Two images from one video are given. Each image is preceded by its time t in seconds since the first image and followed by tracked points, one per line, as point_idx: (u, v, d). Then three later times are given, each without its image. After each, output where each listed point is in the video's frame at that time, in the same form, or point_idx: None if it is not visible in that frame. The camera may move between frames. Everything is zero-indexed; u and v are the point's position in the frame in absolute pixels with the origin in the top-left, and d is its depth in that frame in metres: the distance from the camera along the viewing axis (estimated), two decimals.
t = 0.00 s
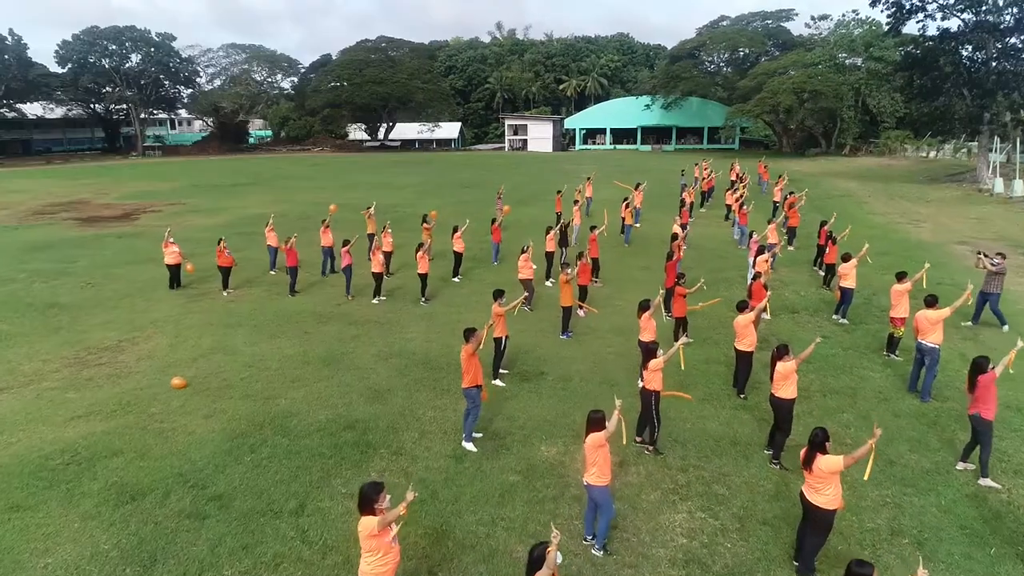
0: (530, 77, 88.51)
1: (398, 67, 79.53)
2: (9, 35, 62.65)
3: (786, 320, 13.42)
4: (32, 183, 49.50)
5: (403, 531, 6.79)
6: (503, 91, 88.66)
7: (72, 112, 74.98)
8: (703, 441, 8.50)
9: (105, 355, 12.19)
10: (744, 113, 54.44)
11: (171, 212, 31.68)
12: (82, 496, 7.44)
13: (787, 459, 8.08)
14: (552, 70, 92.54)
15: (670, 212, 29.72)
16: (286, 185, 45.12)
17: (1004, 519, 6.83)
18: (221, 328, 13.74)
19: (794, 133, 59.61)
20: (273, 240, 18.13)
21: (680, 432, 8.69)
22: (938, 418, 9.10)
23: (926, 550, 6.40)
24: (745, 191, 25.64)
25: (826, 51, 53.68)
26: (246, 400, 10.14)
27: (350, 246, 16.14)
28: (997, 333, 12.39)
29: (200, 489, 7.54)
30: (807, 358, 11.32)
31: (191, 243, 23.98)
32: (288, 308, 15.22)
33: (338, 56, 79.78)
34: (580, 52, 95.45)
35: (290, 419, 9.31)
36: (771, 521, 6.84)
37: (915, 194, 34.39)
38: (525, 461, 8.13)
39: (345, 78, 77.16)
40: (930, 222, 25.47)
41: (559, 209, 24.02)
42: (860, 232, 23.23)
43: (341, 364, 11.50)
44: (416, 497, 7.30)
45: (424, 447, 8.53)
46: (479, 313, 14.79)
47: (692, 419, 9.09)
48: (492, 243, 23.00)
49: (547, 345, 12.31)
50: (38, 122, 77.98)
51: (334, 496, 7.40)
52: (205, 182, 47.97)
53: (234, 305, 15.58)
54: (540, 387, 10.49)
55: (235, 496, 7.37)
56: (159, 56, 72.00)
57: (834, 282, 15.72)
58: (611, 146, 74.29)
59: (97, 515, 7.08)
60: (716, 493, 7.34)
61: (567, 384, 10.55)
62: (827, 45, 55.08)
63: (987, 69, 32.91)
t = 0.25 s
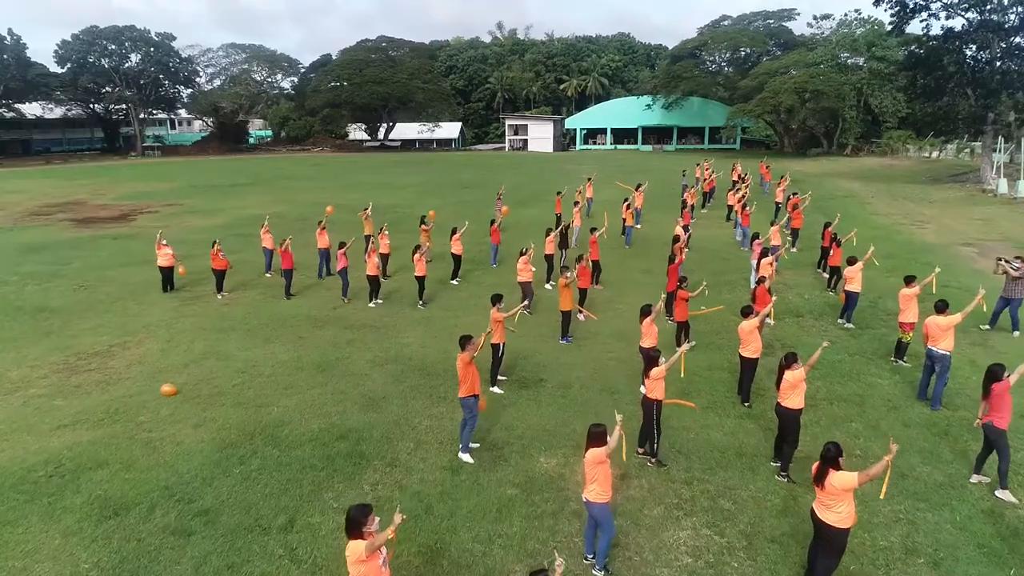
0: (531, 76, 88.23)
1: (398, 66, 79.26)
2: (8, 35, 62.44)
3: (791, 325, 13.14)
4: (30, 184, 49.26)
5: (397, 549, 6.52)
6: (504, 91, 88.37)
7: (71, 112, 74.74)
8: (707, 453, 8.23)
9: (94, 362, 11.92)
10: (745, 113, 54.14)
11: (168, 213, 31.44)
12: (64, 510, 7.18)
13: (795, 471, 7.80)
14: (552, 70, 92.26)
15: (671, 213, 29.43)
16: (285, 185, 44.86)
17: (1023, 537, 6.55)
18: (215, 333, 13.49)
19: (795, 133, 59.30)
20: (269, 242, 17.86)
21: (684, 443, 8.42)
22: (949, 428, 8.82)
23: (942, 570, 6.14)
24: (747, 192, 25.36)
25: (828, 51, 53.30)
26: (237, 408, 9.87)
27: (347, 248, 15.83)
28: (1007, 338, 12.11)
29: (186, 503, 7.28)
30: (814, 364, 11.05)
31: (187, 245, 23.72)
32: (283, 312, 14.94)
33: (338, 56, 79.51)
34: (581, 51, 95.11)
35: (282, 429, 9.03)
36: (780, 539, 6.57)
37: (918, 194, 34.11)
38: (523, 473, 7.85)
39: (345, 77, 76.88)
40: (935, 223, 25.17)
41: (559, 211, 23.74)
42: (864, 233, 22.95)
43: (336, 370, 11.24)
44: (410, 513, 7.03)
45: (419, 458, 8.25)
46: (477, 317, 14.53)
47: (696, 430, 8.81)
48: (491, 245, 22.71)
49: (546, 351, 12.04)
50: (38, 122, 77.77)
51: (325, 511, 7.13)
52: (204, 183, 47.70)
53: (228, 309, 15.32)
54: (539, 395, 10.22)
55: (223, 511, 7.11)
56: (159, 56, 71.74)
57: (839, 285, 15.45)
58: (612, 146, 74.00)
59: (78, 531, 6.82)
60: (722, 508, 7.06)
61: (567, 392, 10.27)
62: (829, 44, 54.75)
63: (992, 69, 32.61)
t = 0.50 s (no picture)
0: (531, 76, 87.97)
1: (398, 66, 79.02)
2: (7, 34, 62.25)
3: (796, 329, 12.88)
4: (29, 184, 49.06)
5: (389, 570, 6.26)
6: (504, 91, 88.13)
7: (71, 112, 74.52)
8: (713, 465, 7.97)
9: (85, 367, 11.67)
10: (747, 113, 53.85)
11: (166, 213, 31.17)
12: (45, 526, 6.92)
13: (803, 485, 7.55)
14: (553, 70, 91.97)
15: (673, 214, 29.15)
16: (284, 185, 44.62)
17: None
18: (208, 338, 13.23)
19: (796, 132, 59.01)
20: (265, 244, 17.58)
21: (688, 455, 8.16)
22: (962, 439, 8.55)
23: None
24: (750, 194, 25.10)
25: (830, 50, 52.96)
26: (229, 416, 9.61)
27: (343, 251, 15.54)
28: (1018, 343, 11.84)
29: (172, 518, 7.03)
30: (821, 371, 10.79)
31: (183, 246, 23.46)
32: (278, 316, 14.68)
33: (337, 56, 79.26)
34: (581, 51, 94.84)
35: (273, 439, 8.77)
36: (789, 558, 6.30)
37: (921, 195, 33.82)
38: (523, 487, 7.59)
39: (345, 77, 76.64)
40: (939, 224, 24.88)
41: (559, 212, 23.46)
42: (868, 235, 22.67)
43: (331, 377, 10.97)
44: (404, 531, 6.76)
45: (415, 470, 7.98)
46: (476, 321, 14.27)
47: (701, 440, 8.56)
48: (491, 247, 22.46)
49: (547, 356, 11.77)
50: (37, 122, 77.59)
51: (316, 527, 6.87)
52: (203, 183, 47.45)
53: (223, 312, 15.06)
54: (539, 403, 9.95)
55: (209, 527, 6.85)
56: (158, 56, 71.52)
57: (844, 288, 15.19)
58: (613, 146, 73.72)
59: (58, 549, 6.56)
60: (729, 525, 6.80)
61: (568, 399, 10.01)
62: (831, 44, 54.43)
63: (996, 68, 32.31)
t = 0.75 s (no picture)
0: (532, 76, 87.67)
1: (399, 66, 78.77)
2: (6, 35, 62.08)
3: (802, 335, 12.58)
4: (28, 185, 48.85)
5: None
6: (505, 91, 87.89)
7: (71, 112, 74.34)
8: (719, 478, 7.69)
9: (73, 375, 11.38)
10: (749, 113, 53.52)
11: (164, 215, 30.91)
12: (22, 545, 6.66)
13: (812, 500, 7.26)
14: (554, 70, 91.67)
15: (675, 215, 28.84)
16: (284, 186, 44.36)
17: None
18: (201, 342, 12.95)
19: (799, 132, 58.69)
20: (261, 247, 17.29)
21: (693, 468, 7.88)
22: (977, 450, 8.25)
23: None
24: (753, 195, 24.81)
25: (833, 50, 52.59)
26: (218, 426, 9.33)
27: (340, 255, 15.26)
28: None
29: (155, 536, 6.77)
30: (829, 378, 10.48)
31: (180, 248, 23.21)
32: (273, 320, 14.39)
33: (338, 56, 79.02)
34: (582, 51, 94.52)
35: (264, 450, 8.49)
36: None
37: (925, 196, 33.49)
38: (520, 503, 7.30)
39: (346, 77, 76.36)
40: (945, 226, 24.54)
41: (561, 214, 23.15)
42: (873, 236, 22.35)
43: (325, 385, 10.69)
44: (396, 551, 6.48)
45: (410, 484, 7.70)
46: (476, 325, 13.98)
47: (705, 452, 8.27)
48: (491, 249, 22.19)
49: (546, 363, 11.49)
50: (37, 123, 77.39)
51: (304, 546, 6.60)
52: (203, 184, 47.22)
53: (217, 316, 14.78)
54: (538, 412, 9.65)
55: (194, 547, 6.59)
56: (158, 56, 71.29)
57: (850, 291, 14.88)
58: (615, 147, 73.42)
59: (36, 570, 6.30)
60: (737, 545, 6.51)
61: (568, 408, 9.71)
62: (833, 44, 54.06)
63: (1001, 68, 31.98)
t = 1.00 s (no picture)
0: (533, 76, 87.41)
1: (400, 66, 78.48)
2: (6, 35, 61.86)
3: (808, 340, 12.29)
4: (26, 185, 48.58)
5: None
6: (506, 91, 87.58)
7: (70, 112, 74.10)
8: (725, 494, 7.40)
9: (61, 382, 11.09)
10: (750, 113, 53.24)
11: (161, 216, 30.65)
12: None
13: (823, 518, 6.97)
14: (555, 70, 91.70)
15: (677, 216, 28.51)
16: (282, 186, 44.08)
17: None
18: (194, 348, 12.65)
19: (800, 132, 58.34)
20: (257, 250, 16.98)
21: (698, 483, 7.59)
22: (993, 464, 7.96)
23: None
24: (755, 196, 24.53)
25: (835, 49, 52.24)
26: (208, 437, 9.05)
27: (335, 260, 14.94)
28: None
29: (137, 557, 6.49)
30: (837, 387, 10.17)
31: (176, 250, 22.93)
32: (268, 325, 14.09)
33: (338, 56, 78.77)
34: (583, 51, 94.16)
35: (254, 463, 8.21)
36: None
37: (930, 196, 33.14)
38: (519, 520, 7.02)
39: (346, 77, 76.10)
40: (951, 227, 24.20)
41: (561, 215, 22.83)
42: (878, 238, 22.07)
43: (319, 393, 10.40)
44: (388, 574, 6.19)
45: (404, 500, 7.41)
46: (474, 330, 13.70)
47: (710, 466, 7.98)
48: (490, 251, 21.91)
49: (547, 369, 11.20)
50: (37, 123, 77.15)
51: (292, 568, 6.32)
52: (201, 184, 46.89)
53: (211, 321, 14.50)
54: (537, 421, 9.37)
55: (177, 568, 6.31)
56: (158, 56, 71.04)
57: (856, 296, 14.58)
58: (616, 147, 73.10)
59: None
60: (744, 566, 6.23)
61: (569, 417, 9.42)
62: (835, 43, 53.72)
63: (1006, 67, 31.71)
